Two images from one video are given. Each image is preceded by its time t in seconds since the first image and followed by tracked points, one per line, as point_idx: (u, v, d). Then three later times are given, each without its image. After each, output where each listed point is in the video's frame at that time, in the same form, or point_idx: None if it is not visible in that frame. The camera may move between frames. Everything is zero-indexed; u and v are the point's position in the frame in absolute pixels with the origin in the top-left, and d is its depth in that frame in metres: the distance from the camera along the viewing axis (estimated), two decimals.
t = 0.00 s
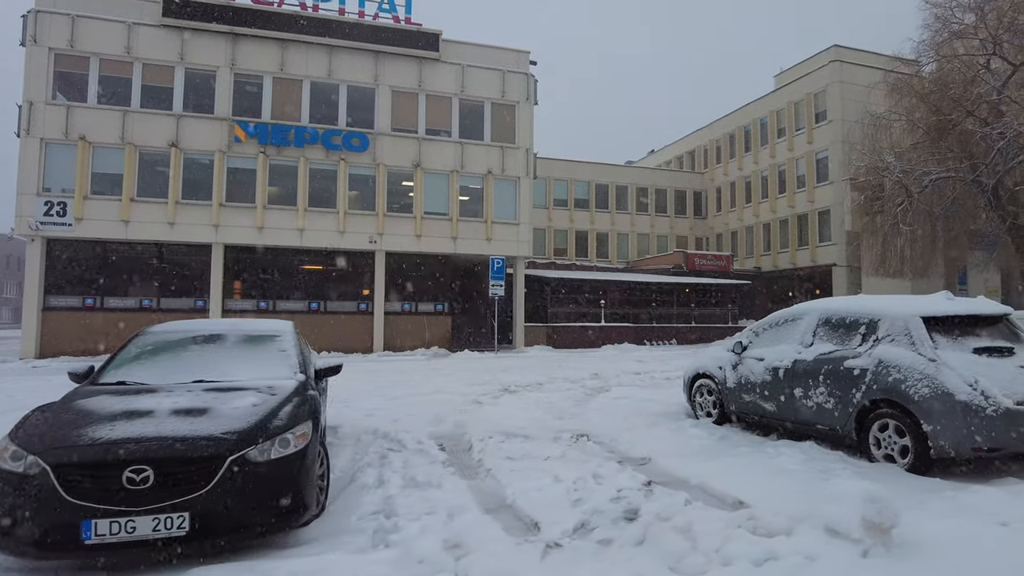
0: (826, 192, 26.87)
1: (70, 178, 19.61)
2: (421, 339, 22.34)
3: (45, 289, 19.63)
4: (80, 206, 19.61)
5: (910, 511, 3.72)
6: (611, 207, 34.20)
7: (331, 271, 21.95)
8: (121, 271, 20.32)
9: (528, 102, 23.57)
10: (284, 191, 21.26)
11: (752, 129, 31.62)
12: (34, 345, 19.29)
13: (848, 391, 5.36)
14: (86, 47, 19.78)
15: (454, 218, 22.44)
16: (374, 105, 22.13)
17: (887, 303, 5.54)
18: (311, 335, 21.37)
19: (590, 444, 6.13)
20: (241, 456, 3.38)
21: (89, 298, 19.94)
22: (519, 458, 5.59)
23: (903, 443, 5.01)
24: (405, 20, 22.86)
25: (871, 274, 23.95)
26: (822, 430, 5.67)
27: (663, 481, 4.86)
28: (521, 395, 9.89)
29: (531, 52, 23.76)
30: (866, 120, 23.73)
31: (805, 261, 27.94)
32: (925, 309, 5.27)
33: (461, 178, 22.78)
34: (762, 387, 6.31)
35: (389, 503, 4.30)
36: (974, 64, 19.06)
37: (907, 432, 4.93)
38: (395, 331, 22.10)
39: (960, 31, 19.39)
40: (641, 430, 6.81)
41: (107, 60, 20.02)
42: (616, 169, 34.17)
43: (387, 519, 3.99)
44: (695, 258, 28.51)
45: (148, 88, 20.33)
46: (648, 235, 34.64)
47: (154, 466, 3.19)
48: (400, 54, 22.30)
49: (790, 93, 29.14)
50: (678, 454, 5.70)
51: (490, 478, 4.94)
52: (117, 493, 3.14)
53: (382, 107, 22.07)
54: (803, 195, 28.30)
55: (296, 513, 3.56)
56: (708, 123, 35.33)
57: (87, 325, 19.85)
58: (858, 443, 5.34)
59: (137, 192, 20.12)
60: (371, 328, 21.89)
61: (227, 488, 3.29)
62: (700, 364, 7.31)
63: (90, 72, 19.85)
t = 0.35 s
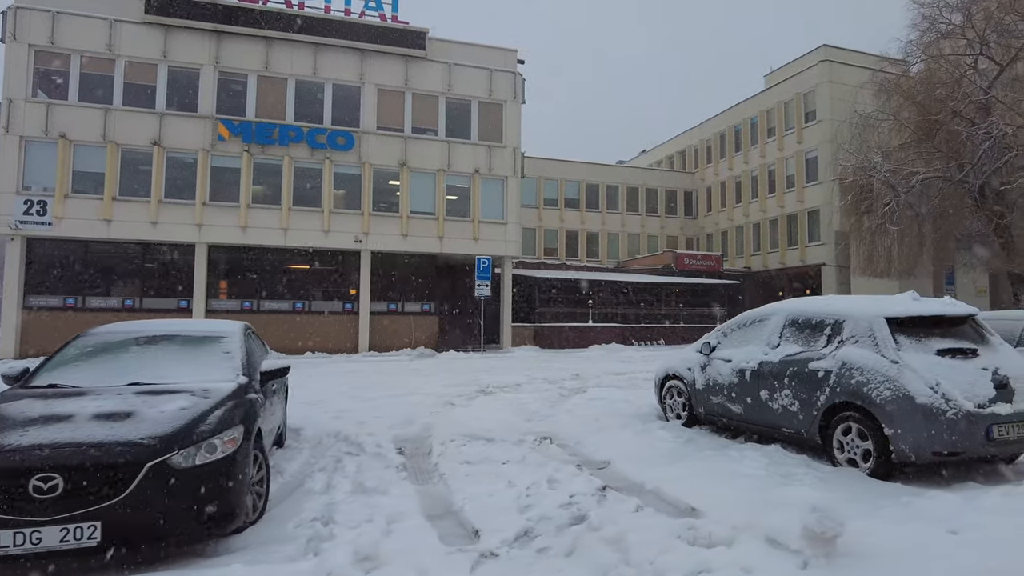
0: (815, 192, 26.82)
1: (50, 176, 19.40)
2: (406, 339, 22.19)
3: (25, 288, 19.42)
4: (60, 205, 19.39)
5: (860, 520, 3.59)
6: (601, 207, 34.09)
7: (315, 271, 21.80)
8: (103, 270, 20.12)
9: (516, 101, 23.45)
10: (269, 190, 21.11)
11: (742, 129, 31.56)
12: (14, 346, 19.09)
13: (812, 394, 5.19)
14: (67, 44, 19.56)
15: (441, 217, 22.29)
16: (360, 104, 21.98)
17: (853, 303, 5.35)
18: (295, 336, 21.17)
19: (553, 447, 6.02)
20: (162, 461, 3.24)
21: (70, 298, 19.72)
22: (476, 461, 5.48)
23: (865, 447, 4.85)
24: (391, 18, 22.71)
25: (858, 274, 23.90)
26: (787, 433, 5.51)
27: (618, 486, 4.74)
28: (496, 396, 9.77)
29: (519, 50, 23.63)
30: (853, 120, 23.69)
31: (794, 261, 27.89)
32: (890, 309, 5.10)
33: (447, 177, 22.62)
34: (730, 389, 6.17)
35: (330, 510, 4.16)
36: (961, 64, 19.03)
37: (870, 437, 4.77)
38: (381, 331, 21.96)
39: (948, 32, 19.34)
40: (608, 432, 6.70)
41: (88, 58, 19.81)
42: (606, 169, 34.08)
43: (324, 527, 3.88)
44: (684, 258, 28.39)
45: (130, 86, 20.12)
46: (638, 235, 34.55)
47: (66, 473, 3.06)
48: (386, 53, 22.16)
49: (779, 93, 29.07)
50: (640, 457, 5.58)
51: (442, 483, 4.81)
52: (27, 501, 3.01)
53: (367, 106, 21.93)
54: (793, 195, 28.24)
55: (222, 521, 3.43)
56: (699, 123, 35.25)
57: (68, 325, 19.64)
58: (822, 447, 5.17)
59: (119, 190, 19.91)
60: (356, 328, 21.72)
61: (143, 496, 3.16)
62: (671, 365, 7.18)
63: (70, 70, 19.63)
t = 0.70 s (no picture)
0: (798, 193, 26.86)
1: (23, 174, 19.07)
2: (387, 340, 21.93)
3: None
4: (32, 204, 19.07)
5: (802, 533, 3.47)
6: (586, 207, 34.02)
7: (294, 271, 21.55)
8: (77, 271, 19.79)
9: (498, 100, 23.32)
10: (247, 190, 20.86)
11: (727, 130, 31.58)
12: None
13: (770, 398, 5.03)
14: (39, 40, 19.25)
15: (422, 217, 22.11)
16: (340, 103, 21.77)
17: (812, 304, 5.19)
18: (274, 337, 20.86)
19: (509, 452, 5.89)
20: (66, 473, 3.07)
21: (42, 299, 19.36)
22: (427, 468, 5.33)
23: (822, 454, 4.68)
24: (373, 16, 22.53)
25: (840, 275, 23.92)
26: (746, 438, 5.36)
27: (567, 493, 4.60)
28: (466, 398, 9.61)
29: (502, 50, 23.51)
30: (834, 121, 23.73)
31: (777, 262, 27.91)
32: (848, 311, 4.93)
33: (428, 177, 22.45)
34: (692, 392, 6.02)
35: (261, 521, 3.99)
36: (940, 66, 19.05)
37: (826, 443, 4.61)
38: (361, 334, 21.64)
39: (929, 33, 19.36)
40: (569, 436, 6.57)
41: (61, 55, 19.50)
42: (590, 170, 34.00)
43: (251, 539, 3.73)
44: (668, 259, 28.30)
45: (105, 84, 19.82)
46: (623, 235, 34.49)
47: None
48: (367, 51, 21.97)
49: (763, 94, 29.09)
50: (596, 462, 5.44)
51: (385, 492, 4.67)
52: None
53: (347, 105, 21.72)
54: (776, 196, 28.26)
55: (136, 534, 3.27)
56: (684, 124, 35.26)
57: (41, 326, 19.30)
58: (780, 453, 5.01)
59: (93, 189, 19.60)
60: (335, 330, 21.44)
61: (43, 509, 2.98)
62: (636, 367, 7.05)
63: (43, 67, 19.31)
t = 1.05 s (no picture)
0: (781, 192, 26.85)
1: None
2: (366, 340, 21.62)
3: None
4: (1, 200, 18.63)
5: (750, 544, 3.30)
6: (571, 206, 33.87)
7: (271, 269, 21.22)
8: (47, 269, 19.38)
9: (480, 97, 23.10)
10: (224, 186, 20.51)
11: (711, 129, 31.55)
12: None
13: (731, 399, 4.85)
14: (8, 32, 18.79)
15: (402, 215, 21.86)
16: (319, 99, 21.46)
17: (774, 303, 5.02)
18: (250, 337, 20.49)
19: (466, 454, 5.70)
20: None
21: (11, 297, 18.91)
22: (377, 472, 5.12)
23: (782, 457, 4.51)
24: (353, 11, 22.25)
25: (823, 275, 23.92)
26: (708, 440, 5.19)
27: (517, 499, 4.41)
28: (435, 398, 9.40)
29: (484, 46, 23.29)
30: (817, 121, 23.72)
31: (760, 261, 27.89)
32: (811, 310, 4.76)
33: (409, 174, 22.20)
34: (654, 393, 5.86)
35: (185, 530, 3.76)
36: (921, 67, 19.02)
37: (787, 446, 4.44)
38: (339, 333, 21.35)
39: (910, 34, 19.35)
40: (531, 438, 6.38)
41: (31, 47, 19.06)
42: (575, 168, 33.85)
43: (173, 549, 3.52)
44: (651, 258, 28.18)
45: (77, 78, 19.39)
46: (608, 234, 34.38)
47: None
48: (347, 47, 21.69)
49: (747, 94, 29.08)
50: (554, 465, 5.26)
51: (327, 499, 4.45)
52: None
53: (326, 101, 21.42)
54: (760, 195, 28.25)
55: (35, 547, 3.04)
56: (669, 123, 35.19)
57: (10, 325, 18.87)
58: (740, 456, 4.84)
59: (64, 185, 19.19)
60: (313, 328, 21.12)
61: None
62: (601, 367, 6.88)
63: (12, 60, 18.85)
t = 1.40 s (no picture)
0: (754, 192, 26.97)
1: None
2: (335, 340, 21.25)
3: None
4: None
5: (674, 558, 3.13)
6: (547, 205, 33.76)
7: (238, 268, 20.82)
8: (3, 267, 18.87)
9: (452, 95, 22.86)
10: (189, 183, 20.06)
11: (686, 129, 31.64)
12: None
13: (674, 401, 4.68)
14: None
15: (372, 212, 21.55)
16: (287, 95, 21.08)
17: (720, 301, 4.85)
18: (215, 337, 20.04)
19: (407, 459, 5.49)
20: None
21: None
22: (307, 479, 4.90)
23: (723, 461, 4.33)
24: (323, 6, 21.90)
25: (794, 274, 24.07)
26: (653, 443, 5.02)
27: (447, 507, 4.22)
28: (391, 400, 9.17)
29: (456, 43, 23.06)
30: (788, 122, 23.84)
31: (733, 261, 28.00)
32: (755, 309, 4.58)
33: (379, 171, 21.90)
34: (603, 394, 5.70)
35: (79, 546, 3.50)
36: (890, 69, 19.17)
37: (727, 450, 4.26)
38: (308, 333, 21.00)
39: (880, 36, 19.47)
40: (479, 441, 6.20)
41: None
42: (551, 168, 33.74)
43: (62, 565, 3.28)
44: (626, 257, 28.11)
45: (34, 70, 18.81)
46: (584, 234, 34.32)
47: None
48: (316, 42, 21.32)
49: (721, 94, 29.16)
50: (494, 470, 5.07)
51: (247, 508, 4.23)
52: None
53: (295, 97, 21.03)
54: (733, 196, 28.36)
55: None
56: (645, 123, 35.21)
57: None
58: (684, 460, 4.67)
59: (20, 180, 18.61)
60: (281, 328, 20.75)
61: None
62: (554, 369, 6.73)
63: None
